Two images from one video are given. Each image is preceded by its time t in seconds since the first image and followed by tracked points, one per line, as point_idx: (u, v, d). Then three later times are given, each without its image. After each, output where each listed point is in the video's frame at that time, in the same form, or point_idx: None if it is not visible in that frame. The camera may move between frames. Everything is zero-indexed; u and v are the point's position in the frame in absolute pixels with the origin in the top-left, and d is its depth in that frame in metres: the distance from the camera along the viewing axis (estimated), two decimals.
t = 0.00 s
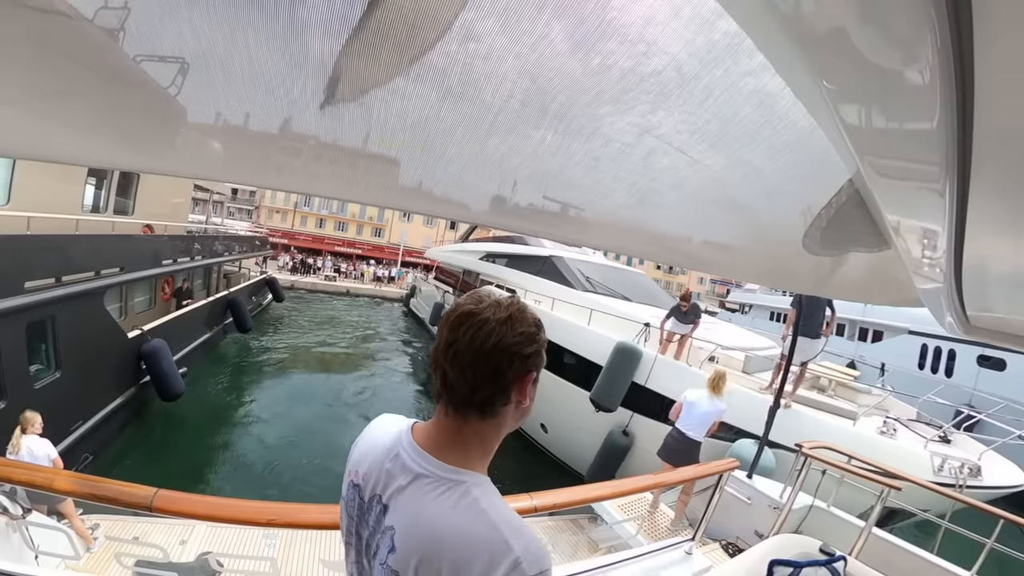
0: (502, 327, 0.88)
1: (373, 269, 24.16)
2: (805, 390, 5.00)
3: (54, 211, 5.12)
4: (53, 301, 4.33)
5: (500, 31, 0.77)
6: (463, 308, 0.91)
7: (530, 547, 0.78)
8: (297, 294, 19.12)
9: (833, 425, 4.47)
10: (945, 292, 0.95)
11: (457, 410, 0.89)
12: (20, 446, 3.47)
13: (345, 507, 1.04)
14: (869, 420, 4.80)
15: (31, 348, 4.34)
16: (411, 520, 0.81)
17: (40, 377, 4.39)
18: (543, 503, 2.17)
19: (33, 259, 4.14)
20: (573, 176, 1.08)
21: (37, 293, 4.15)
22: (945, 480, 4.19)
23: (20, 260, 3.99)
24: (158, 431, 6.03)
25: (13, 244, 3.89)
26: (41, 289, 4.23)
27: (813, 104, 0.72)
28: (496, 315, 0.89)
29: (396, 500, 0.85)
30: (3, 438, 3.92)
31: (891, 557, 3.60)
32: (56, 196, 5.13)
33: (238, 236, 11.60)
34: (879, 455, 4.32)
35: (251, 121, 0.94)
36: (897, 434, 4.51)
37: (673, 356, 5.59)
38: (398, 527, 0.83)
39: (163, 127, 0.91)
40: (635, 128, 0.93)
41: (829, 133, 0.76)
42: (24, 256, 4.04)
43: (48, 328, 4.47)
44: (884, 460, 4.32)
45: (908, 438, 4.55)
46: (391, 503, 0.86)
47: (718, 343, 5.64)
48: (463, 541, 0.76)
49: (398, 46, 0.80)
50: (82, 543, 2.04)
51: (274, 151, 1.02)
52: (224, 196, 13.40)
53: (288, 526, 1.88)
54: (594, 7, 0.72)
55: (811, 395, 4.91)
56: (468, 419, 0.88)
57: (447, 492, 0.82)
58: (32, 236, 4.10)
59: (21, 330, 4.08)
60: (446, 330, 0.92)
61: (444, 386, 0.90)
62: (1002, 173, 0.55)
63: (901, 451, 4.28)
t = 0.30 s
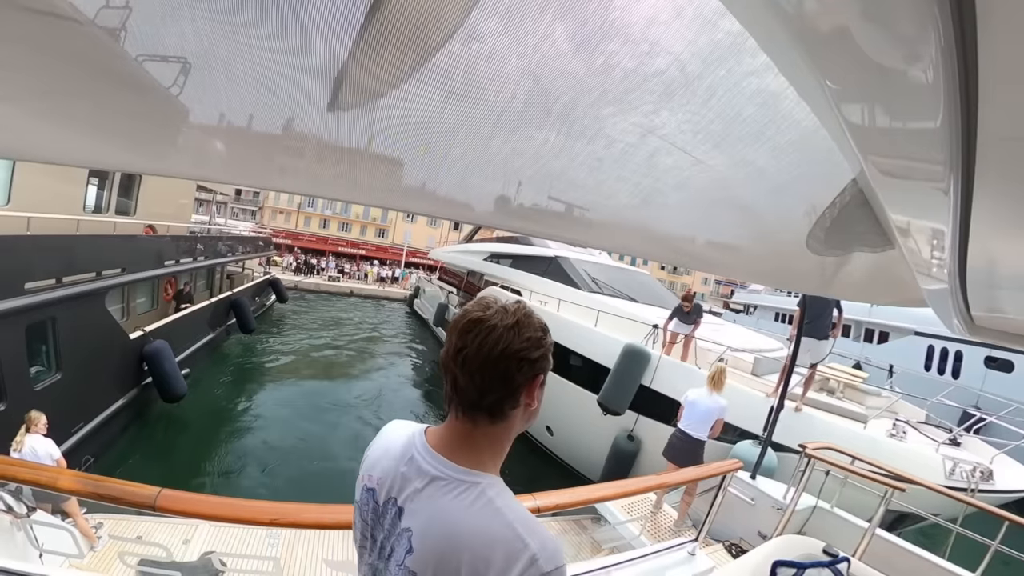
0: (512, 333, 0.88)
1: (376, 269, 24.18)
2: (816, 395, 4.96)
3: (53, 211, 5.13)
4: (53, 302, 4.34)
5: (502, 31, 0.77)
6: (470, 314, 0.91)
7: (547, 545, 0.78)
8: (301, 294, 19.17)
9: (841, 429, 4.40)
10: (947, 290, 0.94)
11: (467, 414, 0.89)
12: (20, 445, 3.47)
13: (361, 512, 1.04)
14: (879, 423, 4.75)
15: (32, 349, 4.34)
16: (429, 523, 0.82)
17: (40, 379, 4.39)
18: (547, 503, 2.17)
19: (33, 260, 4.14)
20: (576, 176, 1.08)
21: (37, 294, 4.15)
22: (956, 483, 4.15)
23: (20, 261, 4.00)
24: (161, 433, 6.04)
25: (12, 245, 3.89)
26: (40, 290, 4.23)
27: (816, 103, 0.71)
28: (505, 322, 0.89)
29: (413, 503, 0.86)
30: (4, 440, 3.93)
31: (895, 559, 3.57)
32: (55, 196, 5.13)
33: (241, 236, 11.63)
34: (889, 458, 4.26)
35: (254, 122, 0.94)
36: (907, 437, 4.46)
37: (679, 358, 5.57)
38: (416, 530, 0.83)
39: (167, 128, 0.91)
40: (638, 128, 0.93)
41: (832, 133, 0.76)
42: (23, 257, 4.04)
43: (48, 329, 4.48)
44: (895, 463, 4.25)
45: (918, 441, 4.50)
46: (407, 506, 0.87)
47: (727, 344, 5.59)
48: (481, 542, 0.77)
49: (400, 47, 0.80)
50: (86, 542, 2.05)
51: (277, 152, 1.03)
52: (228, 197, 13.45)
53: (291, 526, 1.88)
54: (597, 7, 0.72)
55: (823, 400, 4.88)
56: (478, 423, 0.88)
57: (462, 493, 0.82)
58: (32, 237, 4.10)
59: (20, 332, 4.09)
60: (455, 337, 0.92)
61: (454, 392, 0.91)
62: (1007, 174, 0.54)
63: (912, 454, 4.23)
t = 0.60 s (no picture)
0: (523, 335, 0.91)
1: (381, 270, 24.12)
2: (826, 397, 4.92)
3: (54, 211, 5.16)
4: (54, 303, 4.33)
5: (505, 32, 0.77)
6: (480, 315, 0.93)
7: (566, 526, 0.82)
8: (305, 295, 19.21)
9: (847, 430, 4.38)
10: (951, 291, 0.94)
11: (479, 408, 0.91)
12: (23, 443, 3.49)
13: (369, 507, 1.03)
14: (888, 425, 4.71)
15: (32, 351, 4.34)
16: (454, 509, 0.82)
17: (41, 381, 4.39)
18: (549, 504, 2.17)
19: (34, 260, 4.14)
20: (580, 177, 1.08)
21: (38, 295, 4.15)
22: (968, 487, 4.11)
23: (21, 262, 4.00)
24: (163, 435, 6.05)
25: (13, 246, 3.89)
26: (41, 292, 4.23)
27: (819, 103, 0.71)
28: (516, 325, 0.91)
29: (434, 491, 0.85)
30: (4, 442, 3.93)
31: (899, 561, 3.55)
32: (54, 196, 5.14)
33: (245, 237, 11.66)
34: (900, 461, 4.23)
35: (258, 124, 0.94)
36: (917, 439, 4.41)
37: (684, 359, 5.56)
38: (440, 516, 0.83)
39: (169, 130, 0.92)
40: (641, 129, 0.93)
41: (836, 133, 0.76)
42: (24, 258, 4.04)
43: (49, 330, 4.48)
44: (905, 466, 4.22)
45: (929, 443, 4.47)
46: (428, 494, 0.87)
47: (736, 347, 5.54)
48: (509, 523, 0.78)
49: (404, 49, 0.80)
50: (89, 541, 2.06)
51: (280, 153, 1.03)
52: (231, 198, 13.48)
53: (295, 525, 1.89)
54: (600, 8, 0.72)
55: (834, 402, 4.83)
56: (489, 419, 0.90)
57: (485, 480, 0.83)
58: (33, 237, 4.10)
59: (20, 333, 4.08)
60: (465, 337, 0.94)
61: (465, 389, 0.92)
62: (1013, 174, 0.54)
63: (923, 458, 4.19)
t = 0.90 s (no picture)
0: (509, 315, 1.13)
1: (385, 270, 24.14)
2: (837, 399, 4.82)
3: (56, 210, 5.23)
4: (54, 304, 4.32)
5: (508, 33, 0.77)
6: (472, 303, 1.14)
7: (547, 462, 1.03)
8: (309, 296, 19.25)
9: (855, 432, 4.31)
10: (956, 290, 0.93)
11: (475, 375, 1.11)
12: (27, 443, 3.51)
13: (385, 465, 1.22)
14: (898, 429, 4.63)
15: (34, 352, 4.34)
16: (462, 451, 1.02)
17: (43, 382, 4.39)
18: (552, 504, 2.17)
19: (34, 261, 4.14)
20: (583, 177, 1.08)
21: (37, 296, 4.15)
22: (981, 492, 3.94)
23: (22, 263, 4.00)
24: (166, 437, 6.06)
25: (14, 247, 3.90)
26: (41, 292, 4.23)
27: (823, 102, 0.71)
28: (504, 306, 1.14)
29: (444, 440, 1.05)
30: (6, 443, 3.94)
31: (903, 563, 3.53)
32: (55, 197, 5.16)
33: (248, 237, 11.67)
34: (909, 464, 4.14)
35: (262, 125, 0.95)
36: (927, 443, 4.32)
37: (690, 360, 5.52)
38: (451, 459, 1.03)
39: (173, 131, 0.92)
40: (645, 129, 0.93)
41: (841, 133, 0.76)
42: (25, 259, 4.05)
43: (50, 331, 4.46)
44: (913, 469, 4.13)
45: (938, 447, 4.38)
46: (438, 444, 1.06)
47: (747, 349, 5.48)
48: (505, 458, 0.99)
49: (406, 51, 0.81)
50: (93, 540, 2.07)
51: (285, 154, 1.03)
52: (235, 199, 13.51)
53: (299, 524, 1.90)
54: (602, 8, 0.72)
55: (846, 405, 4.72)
56: (483, 383, 1.11)
57: (482, 428, 1.04)
58: (33, 237, 4.10)
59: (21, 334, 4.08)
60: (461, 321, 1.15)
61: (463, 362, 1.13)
62: (1016, 173, 0.54)
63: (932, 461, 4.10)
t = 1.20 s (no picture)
0: (498, 304, 1.18)
1: (389, 271, 24.17)
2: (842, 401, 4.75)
3: (57, 210, 5.25)
4: (54, 305, 4.31)
5: (510, 33, 0.77)
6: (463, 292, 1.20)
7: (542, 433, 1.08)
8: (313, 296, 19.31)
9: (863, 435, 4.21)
10: (960, 289, 0.92)
11: (466, 359, 1.16)
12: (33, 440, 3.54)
13: (388, 449, 1.24)
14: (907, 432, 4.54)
15: (35, 353, 4.35)
16: (464, 426, 1.06)
17: (44, 384, 4.39)
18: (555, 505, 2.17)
19: (34, 262, 4.14)
20: (586, 178, 1.08)
21: (37, 297, 4.13)
22: (993, 496, 3.90)
23: (22, 264, 4.00)
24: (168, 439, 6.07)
25: (13, 248, 3.89)
26: (41, 293, 4.21)
27: (827, 102, 0.71)
28: (494, 295, 1.19)
29: (447, 417, 1.09)
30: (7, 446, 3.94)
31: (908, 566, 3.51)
32: (55, 197, 5.17)
33: (252, 238, 11.70)
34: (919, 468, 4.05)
35: (266, 125, 0.95)
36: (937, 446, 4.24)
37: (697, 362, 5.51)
38: (454, 434, 1.07)
39: (177, 132, 0.92)
40: (649, 129, 0.93)
41: (845, 133, 0.75)
42: (25, 261, 4.04)
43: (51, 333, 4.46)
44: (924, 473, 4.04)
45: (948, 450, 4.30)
46: (441, 421, 1.10)
47: (757, 352, 5.42)
48: (504, 428, 1.04)
49: (410, 52, 0.81)
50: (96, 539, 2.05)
51: (289, 155, 1.03)
52: (239, 200, 13.55)
53: (301, 524, 1.90)
54: (606, 8, 0.71)
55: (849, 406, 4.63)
56: (474, 366, 1.15)
57: (477, 405, 1.09)
58: (32, 237, 4.09)
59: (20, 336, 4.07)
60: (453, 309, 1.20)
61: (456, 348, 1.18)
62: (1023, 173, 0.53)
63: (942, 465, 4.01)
